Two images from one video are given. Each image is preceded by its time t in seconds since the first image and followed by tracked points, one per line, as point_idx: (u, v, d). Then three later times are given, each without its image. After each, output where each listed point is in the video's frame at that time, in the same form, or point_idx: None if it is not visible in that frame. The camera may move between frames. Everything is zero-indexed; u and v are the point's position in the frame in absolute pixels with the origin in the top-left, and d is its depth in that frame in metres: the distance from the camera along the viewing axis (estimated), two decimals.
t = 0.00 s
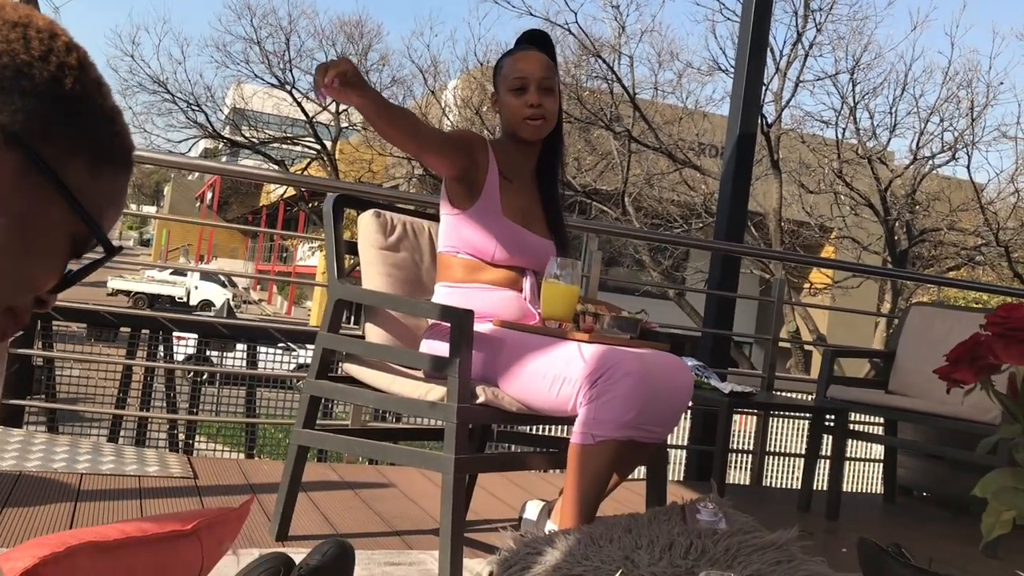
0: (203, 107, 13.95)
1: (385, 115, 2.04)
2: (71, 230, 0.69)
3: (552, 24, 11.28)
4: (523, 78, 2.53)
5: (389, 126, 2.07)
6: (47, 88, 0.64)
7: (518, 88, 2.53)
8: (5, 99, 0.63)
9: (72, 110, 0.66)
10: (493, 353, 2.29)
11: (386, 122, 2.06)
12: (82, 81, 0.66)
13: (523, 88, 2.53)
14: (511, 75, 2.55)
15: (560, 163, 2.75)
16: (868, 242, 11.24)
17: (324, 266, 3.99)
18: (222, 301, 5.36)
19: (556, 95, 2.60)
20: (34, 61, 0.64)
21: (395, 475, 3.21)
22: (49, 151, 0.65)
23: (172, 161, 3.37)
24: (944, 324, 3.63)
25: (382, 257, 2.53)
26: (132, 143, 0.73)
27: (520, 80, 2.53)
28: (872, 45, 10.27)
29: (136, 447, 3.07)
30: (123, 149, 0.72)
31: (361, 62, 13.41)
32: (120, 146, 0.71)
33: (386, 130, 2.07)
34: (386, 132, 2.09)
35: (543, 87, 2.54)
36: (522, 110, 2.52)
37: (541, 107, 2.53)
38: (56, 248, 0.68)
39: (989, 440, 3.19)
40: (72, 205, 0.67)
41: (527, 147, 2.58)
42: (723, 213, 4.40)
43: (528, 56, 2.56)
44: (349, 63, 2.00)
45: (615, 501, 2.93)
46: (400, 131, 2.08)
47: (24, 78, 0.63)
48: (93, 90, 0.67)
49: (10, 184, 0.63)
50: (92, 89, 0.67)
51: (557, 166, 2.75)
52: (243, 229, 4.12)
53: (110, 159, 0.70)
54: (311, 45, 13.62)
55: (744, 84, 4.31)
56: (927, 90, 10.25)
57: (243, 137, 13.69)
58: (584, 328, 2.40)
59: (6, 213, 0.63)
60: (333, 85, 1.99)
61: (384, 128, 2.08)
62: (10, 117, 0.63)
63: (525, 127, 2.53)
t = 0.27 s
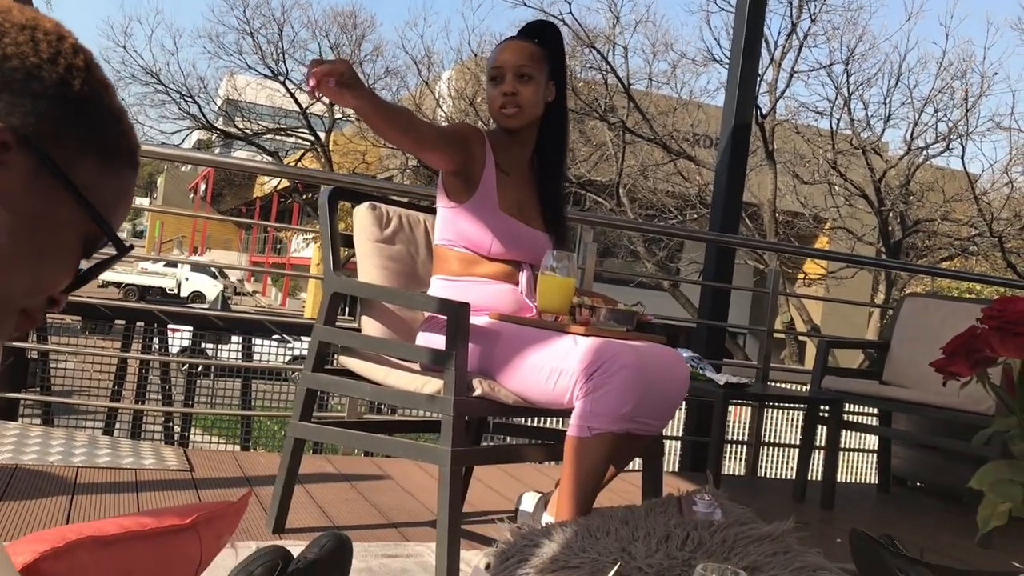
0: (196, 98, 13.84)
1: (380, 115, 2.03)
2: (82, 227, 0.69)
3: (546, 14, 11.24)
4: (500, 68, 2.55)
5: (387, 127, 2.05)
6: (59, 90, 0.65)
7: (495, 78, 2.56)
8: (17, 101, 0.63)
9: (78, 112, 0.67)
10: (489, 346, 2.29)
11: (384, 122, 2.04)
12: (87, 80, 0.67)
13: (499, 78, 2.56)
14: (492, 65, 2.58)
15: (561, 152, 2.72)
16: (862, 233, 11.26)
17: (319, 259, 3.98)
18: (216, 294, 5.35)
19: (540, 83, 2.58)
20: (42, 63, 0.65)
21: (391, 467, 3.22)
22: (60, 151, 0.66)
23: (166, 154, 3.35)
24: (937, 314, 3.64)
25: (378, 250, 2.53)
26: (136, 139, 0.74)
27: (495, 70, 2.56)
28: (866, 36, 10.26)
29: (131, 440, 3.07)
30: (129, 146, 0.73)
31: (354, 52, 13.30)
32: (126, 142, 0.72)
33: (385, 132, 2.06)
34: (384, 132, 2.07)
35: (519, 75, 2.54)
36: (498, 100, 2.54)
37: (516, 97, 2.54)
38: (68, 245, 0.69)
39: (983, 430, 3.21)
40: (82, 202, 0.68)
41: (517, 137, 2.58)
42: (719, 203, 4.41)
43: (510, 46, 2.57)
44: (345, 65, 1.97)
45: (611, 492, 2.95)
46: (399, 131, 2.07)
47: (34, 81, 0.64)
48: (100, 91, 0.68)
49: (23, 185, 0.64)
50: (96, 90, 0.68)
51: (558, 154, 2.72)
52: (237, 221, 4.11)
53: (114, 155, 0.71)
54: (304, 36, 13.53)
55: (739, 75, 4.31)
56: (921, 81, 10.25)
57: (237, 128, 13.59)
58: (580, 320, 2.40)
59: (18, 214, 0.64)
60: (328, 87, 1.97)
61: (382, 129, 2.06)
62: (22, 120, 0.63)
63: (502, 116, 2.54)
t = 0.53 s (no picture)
0: (191, 93, 13.77)
1: (373, 103, 2.01)
2: (91, 211, 0.69)
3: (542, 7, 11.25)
4: (497, 64, 2.54)
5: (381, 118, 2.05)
6: (57, 77, 0.65)
7: (492, 75, 2.55)
8: (18, 92, 0.63)
9: (77, 97, 0.66)
10: (487, 340, 2.28)
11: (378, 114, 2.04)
12: (84, 67, 0.67)
13: (497, 74, 2.54)
14: (489, 61, 2.57)
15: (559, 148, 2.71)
16: (859, 225, 11.29)
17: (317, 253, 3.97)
18: (214, 287, 5.35)
19: (537, 79, 2.57)
20: (39, 50, 0.64)
21: (391, 461, 3.22)
22: (63, 137, 0.65)
23: (161, 147, 3.33)
24: (936, 306, 3.64)
25: (376, 243, 2.53)
26: (134, 120, 0.73)
27: (492, 66, 2.55)
28: (863, 27, 10.24)
29: (130, 435, 3.06)
30: (127, 127, 0.72)
31: (351, 45, 13.25)
32: (125, 125, 0.72)
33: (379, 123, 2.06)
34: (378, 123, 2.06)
35: (515, 72, 2.53)
36: (495, 97, 2.52)
37: (512, 94, 2.52)
38: (79, 233, 0.68)
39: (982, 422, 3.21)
40: (91, 189, 0.68)
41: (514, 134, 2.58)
42: (716, 195, 4.40)
43: (508, 41, 2.55)
44: (340, 56, 1.96)
45: (610, 485, 2.95)
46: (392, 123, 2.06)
47: (32, 68, 0.63)
48: (98, 73, 0.68)
49: (30, 176, 0.63)
50: (94, 76, 0.67)
51: (556, 150, 2.71)
52: (234, 215, 4.09)
53: (116, 141, 0.71)
54: (300, 29, 13.50)
55: (736, 67, 4.30)
56: (918, 72, 10.24)
57: (232, 122, 13.76)
58: (578, 313, 2.39)
59: (29, 204, 0.64)
60: (320, 73, 1.95)
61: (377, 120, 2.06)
62: (25, 109, 0.63)
63: (499, 113, 2.52)
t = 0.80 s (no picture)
0: (190, 92, 13.76)
1: (372, 100, 2.02)
2: (94, 201, 0.70)
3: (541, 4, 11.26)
4: (498, 63, 2.53)
5: (381, 115, 2.05)
6: (49, 70, 0.65)
7: (492, 74, 2.54)
8: (10, 88, 0.62)
9: (71, 89, 0.66)
10: (488, 337, 2.28)
11: (379, 110, 2.04)
12: (74, 57, 0.67)
13: (497, 73, 2.53)
14: (489, 60, 2.56)
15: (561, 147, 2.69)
16: (859, 221, 11.30)
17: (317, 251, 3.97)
18: (214, 286, 5.35)
19: (537, 78, 2.56)
20: (29, 45, 0.64)
21: (392, 458, 3.22)
22: (60, 131, 0.65)
23: (160, 147, 3.33)
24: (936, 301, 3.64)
25: (376, 242, 2.53)
26: (129, 107, 0.73)
27: (493, 66, 2.54)
28: (862, 22, 10.23)
29: (131, 435, 3.06)
30: (123, 116, 0.73)
31: (350, 44, 13.13)
32: (120, 113, 0.72)
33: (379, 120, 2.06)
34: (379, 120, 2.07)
35: (516, 71, 2.52)
36: (495, 96, 2.51)
37: (513, 93, 2.51)
38: (83, 226, 0.69)
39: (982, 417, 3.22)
40: (92, 179, 0.68)
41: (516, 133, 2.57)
42: (716, 192, 4.40)
43: (508, 40, 2.55)
44: (340, 52, 1.97)
45: (611, 482, 2.95)
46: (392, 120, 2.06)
47: (24, 65, 0.63)
48: (90, 63, 0.68)
49: (32, 173, 0.63)
50: (86, 66, 0.67)
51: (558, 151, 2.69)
52: (234, 214, 4.09)
53: (112, 130, 0.71)
54: (299, 28, 13.51)
55: (735, 62, 4.29)
56: (918, 67, 10.22)
57: (232, 122, 13.82)
58: (579, 310, 2.39)
59: (32, 200, 0.64)
60: (321, 69, 1.96)
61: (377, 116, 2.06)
62: (19, 107, 0.63)
63: (499, 112, 2.51)
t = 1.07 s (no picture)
0: (192, 103, 13.84)
1: (367, 134, 2.03)
2: (83, 201, 0.66)
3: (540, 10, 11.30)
4: (513, 70, 2.52)
5: (376, 148, 2.06)
6: (20, 71, 0.60)
7: (508, 80, 2.53)
8: None
9: (46, 87, 0.62)
10: (491, 344, 2.29)
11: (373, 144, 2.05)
12: (47, 53, 0.62)
13: (513, 80, 2.52)
14: (501, 66, 2.54)
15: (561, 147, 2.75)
16: (861, 221, 11.31)
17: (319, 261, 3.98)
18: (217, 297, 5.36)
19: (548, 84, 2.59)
20: None
21: (397, 467, 3.22)
22: (40, 133, 0.62)
23: (161, 159, 3.33)
24: (940, 301, 3.63)
25: (378, 251, 2.53)
26: (112, 96, 0.69)
27: (509, 72, 2.52)
28: (861, 22, 10.23)
29: (136, 447, 3.07)
30: (106, 105, 0.68)
31: (350, 52, 13.24)
32: (103, 105, 0.67)
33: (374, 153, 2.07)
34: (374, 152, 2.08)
35: (533, 77, 2.53)
36: (514, 102, 2.51)
37: (532, 100, 2.52)
38: (78, 226, 0.65)
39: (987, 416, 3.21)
40: (79, 178, 0.65)
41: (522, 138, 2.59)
42: (717, 194, 4.40)
43: (520, 45, 2.54)
44: (334, 88, 1.97)
45: (617, 487, 2.95)
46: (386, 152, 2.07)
47: None
48: (64, 58, 0.63)
49: (14, 180, 0.60)
50: (61, 59, 0.63)
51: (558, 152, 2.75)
52: (236, 224, 4.10)
53: (94, 123, 0.66)
54: (299, 37, 13.57)
55: (735, 65, 4.29)
56: (918, 66, 10.20)
57: (233, 132, 13.69)
58: (581, 317, 2.39)
59: (22, 206, 0.61)
60: (316, 106, 1.96)
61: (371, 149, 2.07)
62: None
63: (520, 119, 2.53)
